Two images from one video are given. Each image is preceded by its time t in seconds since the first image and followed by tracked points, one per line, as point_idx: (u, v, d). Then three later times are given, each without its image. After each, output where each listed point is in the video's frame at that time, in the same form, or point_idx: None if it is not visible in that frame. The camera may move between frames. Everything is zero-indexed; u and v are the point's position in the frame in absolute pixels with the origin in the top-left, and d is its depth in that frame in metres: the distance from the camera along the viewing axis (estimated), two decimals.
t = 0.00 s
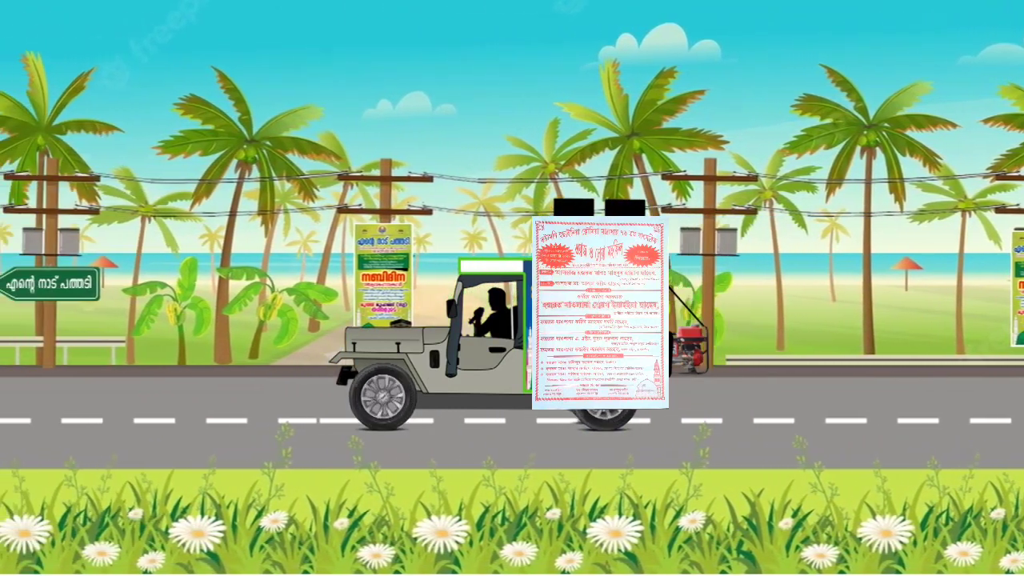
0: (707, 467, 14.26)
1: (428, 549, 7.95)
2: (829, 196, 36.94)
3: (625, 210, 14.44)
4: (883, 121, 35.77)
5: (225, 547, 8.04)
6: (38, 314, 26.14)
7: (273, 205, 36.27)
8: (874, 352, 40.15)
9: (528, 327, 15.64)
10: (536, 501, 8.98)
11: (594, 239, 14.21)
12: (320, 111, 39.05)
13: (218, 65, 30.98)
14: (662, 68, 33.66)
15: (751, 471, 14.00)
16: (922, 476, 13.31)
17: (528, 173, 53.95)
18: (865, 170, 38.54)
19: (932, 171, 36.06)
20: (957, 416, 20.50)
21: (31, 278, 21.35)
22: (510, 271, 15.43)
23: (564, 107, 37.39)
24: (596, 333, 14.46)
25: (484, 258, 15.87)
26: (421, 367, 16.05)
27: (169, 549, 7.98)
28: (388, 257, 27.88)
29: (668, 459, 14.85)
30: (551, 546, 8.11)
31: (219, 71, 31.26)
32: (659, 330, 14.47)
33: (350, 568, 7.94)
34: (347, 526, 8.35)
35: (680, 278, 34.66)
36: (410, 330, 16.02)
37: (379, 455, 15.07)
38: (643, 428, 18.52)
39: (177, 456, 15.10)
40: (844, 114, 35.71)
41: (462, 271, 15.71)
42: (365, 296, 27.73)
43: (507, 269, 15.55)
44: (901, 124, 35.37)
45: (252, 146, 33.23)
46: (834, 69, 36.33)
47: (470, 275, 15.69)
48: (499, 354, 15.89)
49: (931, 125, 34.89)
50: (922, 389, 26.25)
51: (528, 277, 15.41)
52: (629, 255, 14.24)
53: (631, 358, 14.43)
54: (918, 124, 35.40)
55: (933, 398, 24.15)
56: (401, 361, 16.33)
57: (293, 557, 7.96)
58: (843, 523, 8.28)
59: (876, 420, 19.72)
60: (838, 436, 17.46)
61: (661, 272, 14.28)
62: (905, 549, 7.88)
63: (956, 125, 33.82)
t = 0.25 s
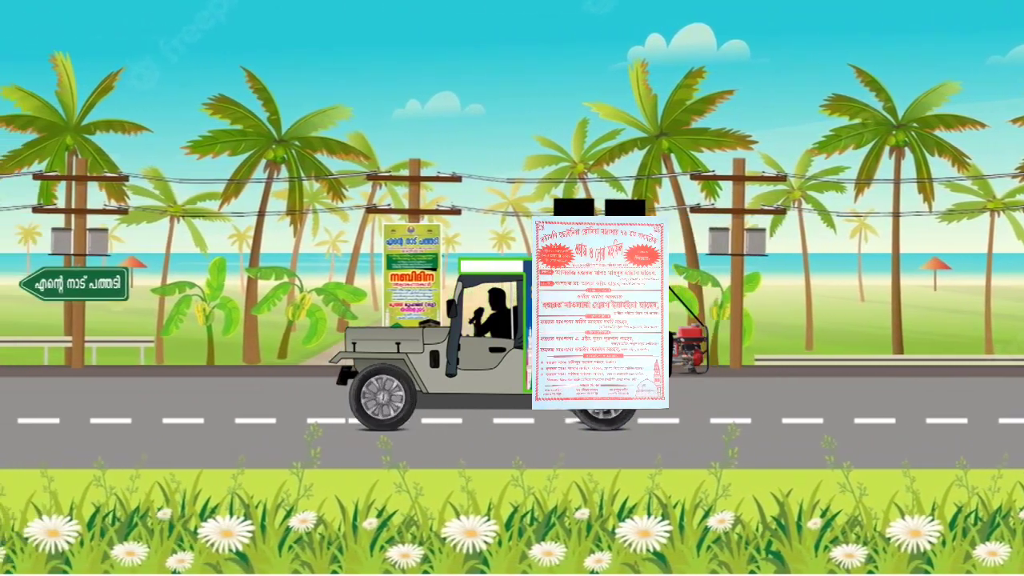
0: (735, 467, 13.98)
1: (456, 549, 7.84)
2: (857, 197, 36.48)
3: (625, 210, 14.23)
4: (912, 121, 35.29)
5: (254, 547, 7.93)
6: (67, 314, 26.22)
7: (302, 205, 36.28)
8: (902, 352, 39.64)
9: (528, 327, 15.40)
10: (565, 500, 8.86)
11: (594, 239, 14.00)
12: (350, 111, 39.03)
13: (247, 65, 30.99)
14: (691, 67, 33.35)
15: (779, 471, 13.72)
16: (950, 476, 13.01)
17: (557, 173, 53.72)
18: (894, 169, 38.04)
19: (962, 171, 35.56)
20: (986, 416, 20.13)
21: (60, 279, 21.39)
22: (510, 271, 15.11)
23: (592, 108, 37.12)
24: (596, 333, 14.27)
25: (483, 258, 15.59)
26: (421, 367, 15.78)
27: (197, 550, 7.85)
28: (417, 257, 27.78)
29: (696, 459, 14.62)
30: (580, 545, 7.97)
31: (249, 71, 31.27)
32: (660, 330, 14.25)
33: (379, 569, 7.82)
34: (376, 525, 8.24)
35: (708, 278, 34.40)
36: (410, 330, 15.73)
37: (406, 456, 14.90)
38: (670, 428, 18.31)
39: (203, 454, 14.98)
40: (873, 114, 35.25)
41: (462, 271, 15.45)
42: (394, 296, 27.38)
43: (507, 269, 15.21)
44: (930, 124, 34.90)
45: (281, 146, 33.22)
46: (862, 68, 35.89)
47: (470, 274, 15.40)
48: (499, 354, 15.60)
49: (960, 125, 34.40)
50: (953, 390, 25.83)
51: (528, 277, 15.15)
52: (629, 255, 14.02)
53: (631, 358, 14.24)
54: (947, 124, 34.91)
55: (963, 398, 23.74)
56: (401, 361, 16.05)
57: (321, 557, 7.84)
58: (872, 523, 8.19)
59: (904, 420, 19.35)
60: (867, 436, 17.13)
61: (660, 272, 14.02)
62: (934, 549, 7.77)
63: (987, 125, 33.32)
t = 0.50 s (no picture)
0: (760, 467, 13.76)
1: (481, 549, 7.74)
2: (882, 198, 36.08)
3: (625, 210, 14.02)
4: (937, 121, 34.86)
5: (279, 547, 7.83)
6: (92, 314, 26.30)
7: (327, 205, 36.26)
8: (927, 352, 39.23)
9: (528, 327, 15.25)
10: (588, 500, 8.74)
11: (594, 239, 13.82)
12: (374, 112, 39.00)
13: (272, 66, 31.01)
14: (716, 67, 33.08)
15: (804, 471, 13.48)
16: (976, 476, 12.75)
17: (582, 173, 53.52)
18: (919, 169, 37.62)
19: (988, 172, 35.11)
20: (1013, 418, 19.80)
21: (85, 279, 21.43)
22: (510, 271, 15.09)
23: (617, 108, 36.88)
24: (596, 333, 14.08)
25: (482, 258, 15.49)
26: (421, 367, 15.58)
27: (222, 549, 7.75)
28: (441, 257, 27.67)
29: (721, 459, 14.42)
30: (604, 545, 7.86)
31: (274, 71, 31.28)
32: (659, 330, 14.07)
33: (404, 569, 7.72)
34: (400, 526, 8.13)
35: (733, 278, 34.15)
36: (410, 330, 15.52)
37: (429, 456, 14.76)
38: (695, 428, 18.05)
39: (225, 453, 14.89)
40: (898, 114, 34.83)
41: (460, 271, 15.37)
42: (418, 296, 27.03)
43: (507, 269, 15.14)
44: (955, 124, 34.47)
45: (305, 146, 33.21)
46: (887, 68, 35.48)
47: (470, 275, 15.35)
48: (500, 354, 15.44)
49: (985, 125, 33.95)
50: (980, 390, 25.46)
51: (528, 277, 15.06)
52: (629, 255, 13.84)
53: (630, 357, 14.05)
54: (973, 124, 34.47)
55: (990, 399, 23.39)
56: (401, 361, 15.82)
57: (346, 557, 7.74)
58: (896, 524, 8.09)
59: (929, 420, 19.05)
60: (892, 436, 16.85)
61: (660, 272, 13.85)
62: (959, 549, 7.67)
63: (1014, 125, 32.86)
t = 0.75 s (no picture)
0: (784, 467, 13.54)
1: (506, 549, 7.62)
2: (907, 198, 35.68)
3: (626, 210, 13.89)
4: (962, 120, 34.45)
5: (303, 547, 7.72)
6: (117, 313, 26.37)
7: (352, 205, 36.23)
8: (952, 352, 38.76)
9: (528, 327, 15.17)
10: (613, 500, 8.64)
11: (594, 239, 13.70)
12: (399, 112, 38.95)
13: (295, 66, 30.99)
14: (741, 67, 32.81)
15: (828, 471, 13.25)
16: (1004, 475, 12.50)
17: (606, 173, 53.33)
18: (943, 170, 37.20)
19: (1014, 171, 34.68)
20: None
21: (109, 278, 21.45)
22: (511, 271, 15.10)
23: (641, 108, 36.66)
24: (596, 333, 13.94)
25: (484, 259, 15.54)
26: (421, 367, 15.42)
27: (246, 549, 7.65)
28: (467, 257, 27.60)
29: (745, 459, 14.20)
30: (629, 545, 7.74)
31: (298, 71, 31.26)
32: (659, 330, 13.91)
33: (428, 569, 7.62)
34: (425, 526, 8.03)
35: (756, 278, 33.91)
36: (410, 330, 15.37)
37: (455, 456, 14.65)
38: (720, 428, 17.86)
39: (246, 453, 14.81)
40: (922, 114, 34.41)
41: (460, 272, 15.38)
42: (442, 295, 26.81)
43: (507, 270, 15.21)
44: (980, 124, 34.07)
45: (330, 146, 33.18)
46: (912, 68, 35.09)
47: (470, 275, 15.36)
48: (499, 354, 15.32)
49: (1011, 125, 33.52)
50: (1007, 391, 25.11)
51: (528, 277, 15.07)
52: (629, 255, 13.71)
53: (631, 357, 13.92)
54: (999, 124, 34.06)
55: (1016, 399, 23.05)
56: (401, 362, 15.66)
57: (371, 557, 7.64)
58: (921, 524, 7.98)
59: (954, 420, 18.77)
60: (917, 436, 16.58)
61: (661, 272, 13.71)
62: (983, 549, 7.55)
63: None
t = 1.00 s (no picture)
0: (809, 467, 13.32)
1: (530, 549, 7.52)
2: (932, 198, 35.29)
3: (625, 209, 13.73)
4: (987, 120, 34.04)
5: (328, 546, 7.64)
6: (142, 313, 26.42)
7: (376, 205, 36.19)
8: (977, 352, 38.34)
9: (528, 327, 14.93)
10: (637, 500, 8.51)
11: (594, 239, 13.56)
12: (423, 112, 38.92)
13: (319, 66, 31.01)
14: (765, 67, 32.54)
15: (851, 471, 13.04)
16: None
17: (631, 173, 53.14)
18: (969, 170, 36.78)
19: None
20: None
21: (134, 279, 21.47)
22: (511, 271, 14.81)
23: (665, 108, 36.43)
24: (597, 333, 13.83)
25: (483, 258, 15.29)
26: (421, 367, 15.25)
27: (271, 549, 7.58)
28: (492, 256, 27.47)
29: (769, 460, 14.03)
30: (653, 545, 7.66)
31: (322, 72, 31.27)
32: (659, 330, 13.82)
33: (453, 569, 7.54)
34: (449, 526, 7.93)
35: (780, 277, 33.66)
36: (409, 330, 15.19)
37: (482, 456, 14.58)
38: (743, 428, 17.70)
39: (261, 452, 14.72)
40: (947, 114, 34.00)
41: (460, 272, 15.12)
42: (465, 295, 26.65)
43: (509, 269, 14.95)
44: (1007, 124, 33.64)
45: (354, 146, 33.16)
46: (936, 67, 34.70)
47: (470, 275, 15.13)
48: (500, 354, 15.14)
49: None
50: None
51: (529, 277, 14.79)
52: (629, 255, 13.59)
53: (631, 358, 13.80)
54: None
55: None
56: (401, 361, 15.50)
57: (395, 557, 7.55)
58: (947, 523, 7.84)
59: (978, 420, 18.48)
60: (942, 437, 16.31)
61: (661, 272, 13.58)
62: (1010, 549, 7.40)
63: None
